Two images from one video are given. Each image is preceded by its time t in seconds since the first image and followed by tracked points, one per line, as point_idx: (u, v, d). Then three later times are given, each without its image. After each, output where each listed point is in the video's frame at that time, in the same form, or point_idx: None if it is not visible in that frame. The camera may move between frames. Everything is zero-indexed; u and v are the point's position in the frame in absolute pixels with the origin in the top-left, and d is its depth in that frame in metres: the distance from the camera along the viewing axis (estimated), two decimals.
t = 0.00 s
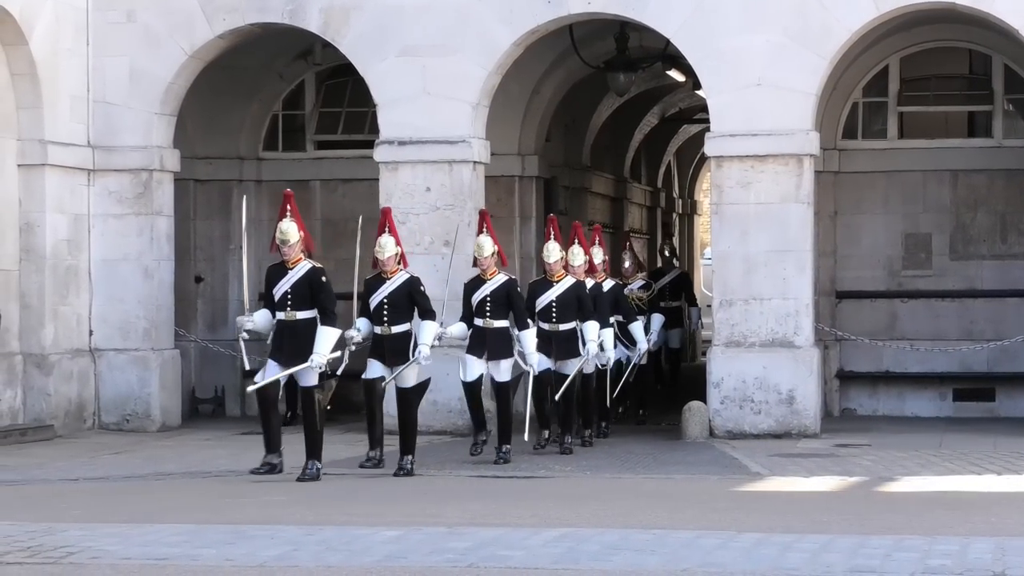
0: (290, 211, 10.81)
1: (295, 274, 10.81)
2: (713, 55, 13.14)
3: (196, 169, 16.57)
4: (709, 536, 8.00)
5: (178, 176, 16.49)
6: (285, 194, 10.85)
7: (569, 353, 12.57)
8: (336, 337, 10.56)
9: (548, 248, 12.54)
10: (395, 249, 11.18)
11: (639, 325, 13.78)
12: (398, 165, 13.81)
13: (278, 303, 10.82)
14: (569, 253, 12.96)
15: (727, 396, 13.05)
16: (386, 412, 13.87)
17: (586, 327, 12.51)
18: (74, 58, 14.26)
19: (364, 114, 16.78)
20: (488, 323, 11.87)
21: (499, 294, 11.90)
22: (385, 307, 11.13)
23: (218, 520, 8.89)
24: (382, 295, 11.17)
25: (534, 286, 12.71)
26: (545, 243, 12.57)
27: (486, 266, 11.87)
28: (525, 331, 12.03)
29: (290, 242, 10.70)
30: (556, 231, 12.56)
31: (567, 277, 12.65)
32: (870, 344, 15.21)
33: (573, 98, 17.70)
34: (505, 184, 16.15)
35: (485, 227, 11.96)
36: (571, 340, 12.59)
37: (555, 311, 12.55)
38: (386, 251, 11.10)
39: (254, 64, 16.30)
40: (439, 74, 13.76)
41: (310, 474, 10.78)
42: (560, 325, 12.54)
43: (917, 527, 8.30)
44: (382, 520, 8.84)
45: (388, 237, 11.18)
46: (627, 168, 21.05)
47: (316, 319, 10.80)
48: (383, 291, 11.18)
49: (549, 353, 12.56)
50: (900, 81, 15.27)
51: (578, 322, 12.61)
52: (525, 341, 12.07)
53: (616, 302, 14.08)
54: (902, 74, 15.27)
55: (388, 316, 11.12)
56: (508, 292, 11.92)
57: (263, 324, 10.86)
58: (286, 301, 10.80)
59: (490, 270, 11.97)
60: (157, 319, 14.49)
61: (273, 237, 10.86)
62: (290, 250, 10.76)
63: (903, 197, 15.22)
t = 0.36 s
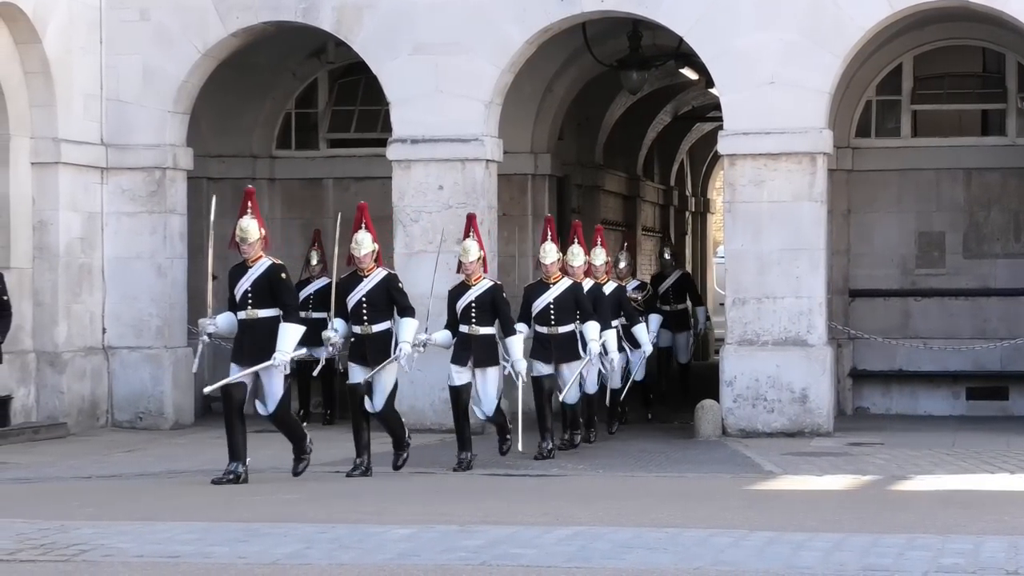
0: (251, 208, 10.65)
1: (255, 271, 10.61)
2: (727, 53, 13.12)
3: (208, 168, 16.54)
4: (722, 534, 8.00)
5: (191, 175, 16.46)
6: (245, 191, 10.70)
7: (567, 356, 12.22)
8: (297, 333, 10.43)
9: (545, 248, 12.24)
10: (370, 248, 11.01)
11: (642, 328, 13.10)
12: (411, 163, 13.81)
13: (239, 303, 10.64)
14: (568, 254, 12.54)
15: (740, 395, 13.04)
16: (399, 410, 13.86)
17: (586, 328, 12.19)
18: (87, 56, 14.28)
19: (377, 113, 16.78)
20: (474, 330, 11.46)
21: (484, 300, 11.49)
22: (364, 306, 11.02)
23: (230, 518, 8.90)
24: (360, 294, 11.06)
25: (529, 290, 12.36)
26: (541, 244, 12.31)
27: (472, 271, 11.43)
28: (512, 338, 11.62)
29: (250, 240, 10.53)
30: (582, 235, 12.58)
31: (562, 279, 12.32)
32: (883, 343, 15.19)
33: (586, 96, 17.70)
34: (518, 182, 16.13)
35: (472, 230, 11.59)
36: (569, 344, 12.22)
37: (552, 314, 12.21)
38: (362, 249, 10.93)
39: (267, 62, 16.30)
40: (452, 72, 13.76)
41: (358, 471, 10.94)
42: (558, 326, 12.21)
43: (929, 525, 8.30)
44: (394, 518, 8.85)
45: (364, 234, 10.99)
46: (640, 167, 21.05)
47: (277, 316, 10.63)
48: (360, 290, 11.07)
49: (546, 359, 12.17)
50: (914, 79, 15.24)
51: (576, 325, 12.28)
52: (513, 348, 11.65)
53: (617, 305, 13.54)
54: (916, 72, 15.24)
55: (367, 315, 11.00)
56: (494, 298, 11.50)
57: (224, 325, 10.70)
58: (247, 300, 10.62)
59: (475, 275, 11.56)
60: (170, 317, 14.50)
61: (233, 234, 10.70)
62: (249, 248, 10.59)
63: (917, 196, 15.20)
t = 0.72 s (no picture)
0: (227, 206, 10.55)
1: (230, 274, 10.56)
2: (742, 51, 13.10)
3: (224, 167, 16.59)
4: (738, 533, 7.99)
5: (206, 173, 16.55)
6: (220, 188, 10.60)
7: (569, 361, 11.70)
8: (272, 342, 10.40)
9: (551, 249, 11.80)
10: (357, 246, 10.91)
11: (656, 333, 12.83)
12: (426, 162, 13.80)
13: (210, 302, 10.54)
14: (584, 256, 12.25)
15: (755, 394, 13.02)
16: (414, 409, 13.87)
17: (591, 335, 11.79)
18: (103, 54, 14.30)
19: (393, 111, 16.79)
20: (464, 332, 11.20)
21: (476, 301, 11.28)
22: (349, 305, 10.86)
23: (245, 516, 8.91)
24: (344, 294, 10.92)
25: (534, 290, 11.90)
26: (547, 244, 11.87)
27: (463, 272, 11.23)
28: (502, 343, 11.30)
29: (226, 238, 10.42)
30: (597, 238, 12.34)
31: (569, 282, 11.86)
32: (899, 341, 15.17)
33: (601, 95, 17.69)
34: (533, 181, 16.13)
35: (468, 230, 11.49)
36: (571, 349, 11.73)
37: (555, 316, 11.75)
38: (349, 247, 10.82)
39: (283, 60, 16.31)
40: (467, 71, 13.77)
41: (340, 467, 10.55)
42: (560, 330, 11.74)
43: (945, 524, 8.29)
44: (409, 516, 8.85)
45: (350, 232, 10.88)
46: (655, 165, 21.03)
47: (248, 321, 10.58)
48: (345, 289, 10.92)
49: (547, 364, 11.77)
50: (929, 77, 15.22)
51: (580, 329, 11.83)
52: (501, 354, 11.32)
53: (633, 308, 13.20)
54: (931, 70, 15.22)
55: (350, 316, 10.84)
56: (486, 300, 11.29)
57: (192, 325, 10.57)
58: (219, 300, 10.54)
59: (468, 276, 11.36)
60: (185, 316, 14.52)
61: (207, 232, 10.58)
62: (225, 247, 10.49)
63: (932, 195, 15.18)
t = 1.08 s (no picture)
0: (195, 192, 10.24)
1: (198, 261, 10.20)
2: (761, 49, 13.09)
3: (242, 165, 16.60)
4: (755, 532, 7.98)
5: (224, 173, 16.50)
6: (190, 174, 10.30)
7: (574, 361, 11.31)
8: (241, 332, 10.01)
9: (554, 242, 11.37)
10: (339, 235, 10.56)
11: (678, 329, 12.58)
12: (444, 160, 13.81)
13: (182, 292, 10.22)
14: (595, 251, 11.94)
15: (773, 393, 13.01)
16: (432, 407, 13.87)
17: (593, 331, 11.26)
18: (121, 53, 14.32)
19: (410, 110, 16.80)
20: (458, 323, 11.12)
21: (471, 292, 11.12)
22: (331, 298, 10.57)
23: (263, 514, 8.92)
24: (327, 285, 10.59)
25: (540, 285, 11.51)
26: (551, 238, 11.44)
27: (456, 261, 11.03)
28: (499, 335, 10.92)
29: (193, 225, 10.12)
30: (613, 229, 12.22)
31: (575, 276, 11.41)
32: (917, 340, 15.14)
33: (619, 93, 17.69)
34: (550, 180, 16.12)
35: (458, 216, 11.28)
36: (576, 346, 11.33)
37: (558, 312, 11.35)
38: (328, 237, 10.49)
39: (302, 59, 16.32)
40: (485, 69, 13.77)
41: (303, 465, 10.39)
42: (564, 327, 11.34)
43: (964, 522, 8.28)
44: (426, 514, 8.86)
45: (331, 221, 10.54)
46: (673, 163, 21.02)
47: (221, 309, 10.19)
48: (329, 280, 10.59)
49: (549, 359, 11.32)
50: (948, 76, 15.20)
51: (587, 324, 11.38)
52: (499, 346, 10.93)
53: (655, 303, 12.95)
54: (950, 69, 15.19)
55: (332, 308, 10.55)
56: (479, 289, 11.11)
57: (163, 313, 10.26)
58: (189, 290, 10.19)
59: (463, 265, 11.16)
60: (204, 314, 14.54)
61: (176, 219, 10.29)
62: (192, 233, 10.18)
63: (951, 193, 15.15)
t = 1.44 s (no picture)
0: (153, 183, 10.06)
1: (156, 254, 10.01)
2: (778, 47, 13.07)
3: (261, 162, 16.53)
4: (773, 530, 7.96)
5: (242, 169, 16.49)
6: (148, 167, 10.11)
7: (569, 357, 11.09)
8: (205, 323, 9.88)
9: (547, 238, 11.17)
10: (310, 228, 10.36)
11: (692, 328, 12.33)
12: (461, 157, 13.81)
13: (140, 287, 10.01)
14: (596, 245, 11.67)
15: (791, 391, 12.99)
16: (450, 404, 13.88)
17: (591, 328, 11.05)
18: (139, 51, 14.34)
19: (428, 108, 16.81)
20: (445, 320, 10.77)
21: (457, 287, 10.81)
22: (302, 291, 10.42)
23: (281, 512, 8.93)
24: (298, 278, 10.44)
25: (531, 283, 11.26)
26: (543, 233, 11.21)
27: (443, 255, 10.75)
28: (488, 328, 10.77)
29: (151, 218, 9.94)
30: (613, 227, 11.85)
31: (567, 272, 11.17)
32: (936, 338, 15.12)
33: (637, 91, 17.67)
34: (567, 178, 16.09)
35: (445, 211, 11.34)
36: (573, 343, 11.11)
37: (553, 310, 11.11)
38: (300, 229, 10.30)
39: (320, 56, 16.33)
40: (502, 66, 13.76)
41: (298, 476, 10.34)
42: (560, 325, 11.09)
43: (983, 520, 8.25)
44: (444, 512, 8.86)
45: (302, 214, 10.37)
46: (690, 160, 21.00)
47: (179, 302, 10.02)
48: (300, 273, 10.44)
49: (549, 361, 11.11)
50: (966, 73, 15.18)
51: (582, 322, 11.15)
52: (487, 340, 10.79)
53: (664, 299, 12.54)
54: (968, 66, 15.17)
55: (303, 301, 10.42)
56: (466, 284, 10.80)
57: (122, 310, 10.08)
58: (147, 284, 9.99)
59: (448, 260, 10.87)
60: (222, 312, 14.56)
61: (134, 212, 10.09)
62: (150, 226, 9.99)
63: (969, 190, 15.11)
